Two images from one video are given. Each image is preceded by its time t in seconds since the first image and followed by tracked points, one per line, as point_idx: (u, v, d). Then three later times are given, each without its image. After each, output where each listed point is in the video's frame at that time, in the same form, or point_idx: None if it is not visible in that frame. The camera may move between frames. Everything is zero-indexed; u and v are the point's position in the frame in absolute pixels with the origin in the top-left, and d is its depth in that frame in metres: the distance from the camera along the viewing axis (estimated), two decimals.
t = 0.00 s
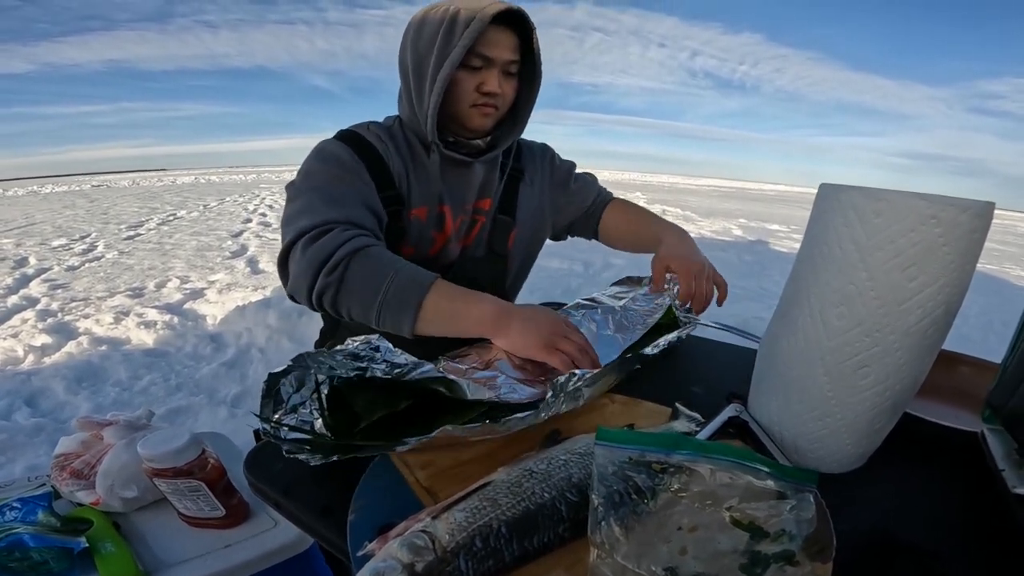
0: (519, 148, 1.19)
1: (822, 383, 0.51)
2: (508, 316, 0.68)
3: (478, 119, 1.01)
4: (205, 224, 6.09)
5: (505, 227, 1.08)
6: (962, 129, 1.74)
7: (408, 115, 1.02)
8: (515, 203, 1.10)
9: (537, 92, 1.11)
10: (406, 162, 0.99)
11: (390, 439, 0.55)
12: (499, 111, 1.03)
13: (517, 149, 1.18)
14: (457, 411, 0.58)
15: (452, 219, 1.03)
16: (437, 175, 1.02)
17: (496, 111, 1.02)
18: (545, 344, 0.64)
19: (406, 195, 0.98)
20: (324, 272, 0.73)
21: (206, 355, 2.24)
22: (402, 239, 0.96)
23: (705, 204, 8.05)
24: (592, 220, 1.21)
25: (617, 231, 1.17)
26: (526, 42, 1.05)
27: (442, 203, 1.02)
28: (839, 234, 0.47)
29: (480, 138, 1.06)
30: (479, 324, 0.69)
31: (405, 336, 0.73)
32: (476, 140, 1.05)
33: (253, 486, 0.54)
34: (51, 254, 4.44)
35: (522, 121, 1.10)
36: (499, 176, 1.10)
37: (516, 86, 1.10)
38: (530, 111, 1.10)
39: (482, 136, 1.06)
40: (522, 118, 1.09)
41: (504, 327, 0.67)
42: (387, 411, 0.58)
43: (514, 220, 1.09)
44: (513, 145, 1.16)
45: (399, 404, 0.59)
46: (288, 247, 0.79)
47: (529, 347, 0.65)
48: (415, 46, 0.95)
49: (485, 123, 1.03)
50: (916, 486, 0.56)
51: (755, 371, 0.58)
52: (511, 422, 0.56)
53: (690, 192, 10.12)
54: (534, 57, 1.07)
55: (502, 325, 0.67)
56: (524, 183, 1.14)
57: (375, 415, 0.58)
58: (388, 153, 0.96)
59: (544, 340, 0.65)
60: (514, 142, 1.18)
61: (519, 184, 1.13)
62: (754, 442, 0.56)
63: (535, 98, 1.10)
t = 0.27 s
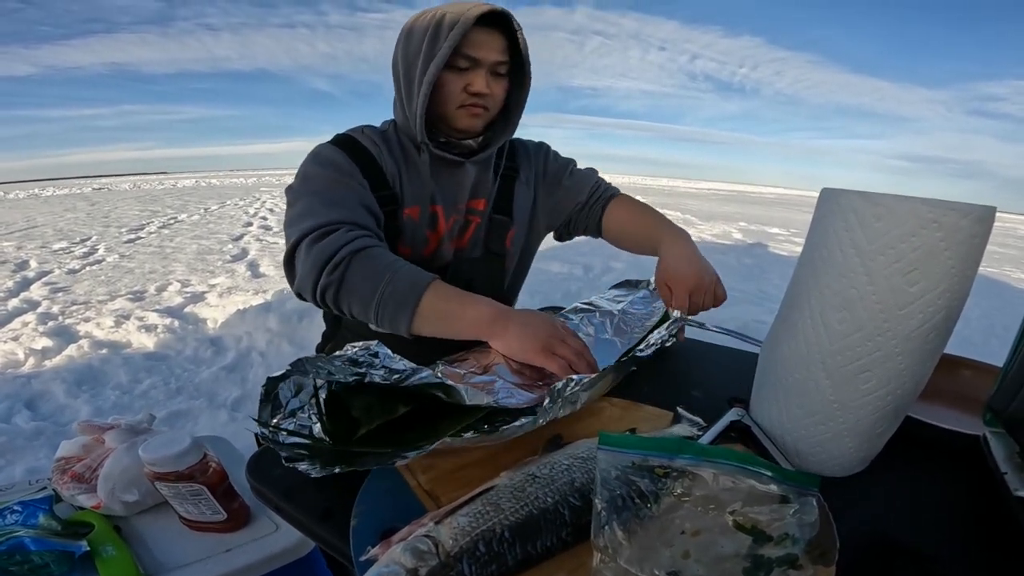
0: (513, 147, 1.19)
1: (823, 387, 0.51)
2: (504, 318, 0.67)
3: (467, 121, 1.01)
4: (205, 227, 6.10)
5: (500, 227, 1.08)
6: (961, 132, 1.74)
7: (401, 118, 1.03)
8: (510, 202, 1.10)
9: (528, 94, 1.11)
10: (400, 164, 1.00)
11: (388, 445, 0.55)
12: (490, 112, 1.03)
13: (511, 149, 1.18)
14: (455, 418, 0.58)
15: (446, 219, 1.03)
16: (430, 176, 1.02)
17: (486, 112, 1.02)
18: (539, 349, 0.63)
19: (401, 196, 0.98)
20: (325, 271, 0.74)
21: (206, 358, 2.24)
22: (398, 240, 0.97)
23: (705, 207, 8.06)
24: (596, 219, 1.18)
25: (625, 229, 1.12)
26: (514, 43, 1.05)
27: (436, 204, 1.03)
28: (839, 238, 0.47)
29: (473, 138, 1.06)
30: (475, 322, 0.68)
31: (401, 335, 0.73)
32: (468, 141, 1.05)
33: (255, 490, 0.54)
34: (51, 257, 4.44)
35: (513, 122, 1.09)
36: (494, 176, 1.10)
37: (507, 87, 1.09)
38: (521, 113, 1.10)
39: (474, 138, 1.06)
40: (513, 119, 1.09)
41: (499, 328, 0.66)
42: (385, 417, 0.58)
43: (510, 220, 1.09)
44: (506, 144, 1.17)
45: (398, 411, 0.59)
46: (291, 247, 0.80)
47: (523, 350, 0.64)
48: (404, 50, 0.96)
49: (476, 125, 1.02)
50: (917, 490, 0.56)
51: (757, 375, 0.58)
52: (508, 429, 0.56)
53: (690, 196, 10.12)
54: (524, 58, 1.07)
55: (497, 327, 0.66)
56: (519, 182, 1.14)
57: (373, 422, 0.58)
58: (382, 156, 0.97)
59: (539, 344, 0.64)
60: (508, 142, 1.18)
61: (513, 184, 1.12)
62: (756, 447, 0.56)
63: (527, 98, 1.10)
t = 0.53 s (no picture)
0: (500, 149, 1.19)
1: (827, 393, 0.50)
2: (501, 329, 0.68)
3: (451, 125, 1.00)
4: (207, 232, 6.11)
5: (492, 228, 1.09)
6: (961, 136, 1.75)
7: (388, 124, 1.03)
8: (500, 203, 1.11)
9: (512, 97, 1.11)
10: (390, 168, 0.99)
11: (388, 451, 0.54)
12: (473, 114, 1.03)
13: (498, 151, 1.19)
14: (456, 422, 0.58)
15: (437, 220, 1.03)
16: (421, 178, 1.02)
17: (470, 115, 1.02)
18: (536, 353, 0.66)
19: (392, 198, 0.98)
20: (327, 277, 0.74)
21: (207, 363, 2.24)
22: (390, 242, 0.97)
23: (706, 211, 8.06)
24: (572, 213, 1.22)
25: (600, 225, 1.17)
26: (495, 46, 1.05)
27: (426, 205, 1.02)
28: (841, 244, 0.47)
29: (459, 141, 1.06)
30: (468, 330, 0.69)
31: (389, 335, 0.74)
32: (454, 144, 1.05)
33: (257, 497, 0.53)
34: (53, 262, 4.45)
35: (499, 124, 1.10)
36: (483, 178, 1.11)
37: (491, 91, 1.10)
38: (506, 116, 1.10)
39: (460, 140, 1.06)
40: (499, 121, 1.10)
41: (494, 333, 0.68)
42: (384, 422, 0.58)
43: (500, 221, 1.10)
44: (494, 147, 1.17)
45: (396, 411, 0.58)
46: (291, 254, 0.79)
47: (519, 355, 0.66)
48: (386, 58, 0.97)
49: (459, 128, 1.02)
50: (923, 496, 0.56)
51: (760, 381, 0.58)
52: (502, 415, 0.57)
53: (691, 200, 10.14)
54: (507, 61, 1.07)
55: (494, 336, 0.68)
56: (508, 183, 1.15)
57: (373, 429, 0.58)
58: (372, 159, 0.96)
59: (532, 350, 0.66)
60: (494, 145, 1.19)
61: (502, 185, 1.13)
62: (758, 455, 0.56)
63: (512, 102, 1.11)
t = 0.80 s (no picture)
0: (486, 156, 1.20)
1: (830, 398, 0.50)
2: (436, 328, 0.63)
3: (434, 130, 1.00)
4: (208, 236, 6.12)
5: (479, 230, 1.10)
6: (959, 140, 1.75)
7: (375, 132, 1.03)
8: (484, 207, 1.12)
9: (496, 100, 1.10)
10: (375, 173, 0.99)
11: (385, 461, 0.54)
12: (457, 119, 1.03)
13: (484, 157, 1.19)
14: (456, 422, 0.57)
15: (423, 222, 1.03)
16: (406, 182, 1.02)
17: (453, 120, 1.02)
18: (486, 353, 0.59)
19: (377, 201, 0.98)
20: (286, 274, 0.73)
21: (208, 367, 2.25)
22: (377, 243, 0.96)
23: (707, 215, 8.07)
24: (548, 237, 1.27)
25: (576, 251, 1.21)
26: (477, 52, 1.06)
27: (412, 208, 1.02)
28: (843, 249, 0.47)
29: (444, 147, 1.05)
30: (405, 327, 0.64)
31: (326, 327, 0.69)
32: (438, 149, 1.04)
33: (257, 501, 0.53)
34: (54, 265, 4.46)
35: (483, 129, 1.09)
36: (468, 184, 1.11)
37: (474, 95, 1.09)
38: (490, 120, 1.09)
39: (446, 146, 1.05)
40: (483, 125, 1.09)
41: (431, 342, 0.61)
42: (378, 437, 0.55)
43: (485, 224, 1.11)
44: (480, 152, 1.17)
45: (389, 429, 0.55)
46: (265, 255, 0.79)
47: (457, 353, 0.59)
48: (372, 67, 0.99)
49: (443, 133, 1.02)
50: (926, 501, 0.55)
51: (762, 385, 0.58)
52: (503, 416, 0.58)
53: (692, 203, 10.15)
54: (488, 68, 1.07)
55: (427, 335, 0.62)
56: (495, 189, 1.16)
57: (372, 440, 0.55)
58: (357, 166, 0.97)
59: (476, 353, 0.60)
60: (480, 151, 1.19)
61: (489, 188, 1.14)
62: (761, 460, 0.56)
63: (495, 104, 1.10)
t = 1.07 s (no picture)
0: (472, 162, 1.21)
1: (833, 405, 0.51)
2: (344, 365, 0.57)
3: (420, 137, 1.01)
4: (209, 240, 6.13)
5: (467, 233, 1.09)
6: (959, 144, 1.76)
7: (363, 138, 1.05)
8: (473, 210, 1.12)
9: (481, 108, 1.11)
10: (360, 179, 1.00)
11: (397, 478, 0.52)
12: (444, 128, 1.03)
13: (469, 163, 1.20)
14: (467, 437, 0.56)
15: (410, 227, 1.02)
16: (391, 188, 1.02)
17: (439, 128, 1.02)
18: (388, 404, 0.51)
19: (362, 207, 0.98)
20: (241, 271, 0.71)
21: (211, 371, 2.25)
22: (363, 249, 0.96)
23: (708, 218, 8.07)
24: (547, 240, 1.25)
25: (580, 254, 1.19)
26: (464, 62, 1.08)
27: (399, 213, 1.01)
28: (847, 258, 0.47)
29: (430, 154, 1.05)
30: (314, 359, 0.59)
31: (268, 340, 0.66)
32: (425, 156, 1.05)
33: (263, 508, 0.54)
34: (56, 269, 4.47)
35: (471, 136, 1.10)
36: (456, 190, 1.11)
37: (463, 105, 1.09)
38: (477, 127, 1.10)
39: (432, 154, 1.06)
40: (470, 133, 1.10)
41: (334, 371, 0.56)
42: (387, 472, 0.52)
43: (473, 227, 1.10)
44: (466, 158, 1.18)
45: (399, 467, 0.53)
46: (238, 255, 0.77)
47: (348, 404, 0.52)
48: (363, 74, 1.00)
49: (430, 140, 1.02)
50: (931, 508, 0.55)
51: (765, 392, 0.58)
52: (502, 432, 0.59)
53: (693, 207, 10.16)
54: (479, 80, 1.07)
55: (332, 372, 0.56)
56: (483, 193, 1.16)
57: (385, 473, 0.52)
58: (344, 172, 0.98)
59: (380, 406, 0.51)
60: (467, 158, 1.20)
61: (477, 192, 1.15)
62: (764, 467, 0.56)
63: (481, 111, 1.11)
